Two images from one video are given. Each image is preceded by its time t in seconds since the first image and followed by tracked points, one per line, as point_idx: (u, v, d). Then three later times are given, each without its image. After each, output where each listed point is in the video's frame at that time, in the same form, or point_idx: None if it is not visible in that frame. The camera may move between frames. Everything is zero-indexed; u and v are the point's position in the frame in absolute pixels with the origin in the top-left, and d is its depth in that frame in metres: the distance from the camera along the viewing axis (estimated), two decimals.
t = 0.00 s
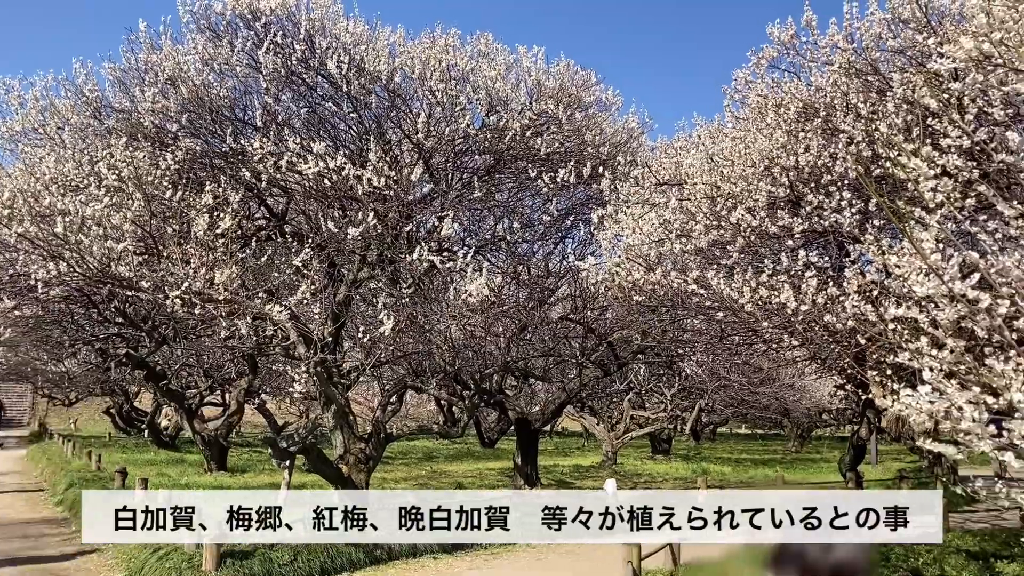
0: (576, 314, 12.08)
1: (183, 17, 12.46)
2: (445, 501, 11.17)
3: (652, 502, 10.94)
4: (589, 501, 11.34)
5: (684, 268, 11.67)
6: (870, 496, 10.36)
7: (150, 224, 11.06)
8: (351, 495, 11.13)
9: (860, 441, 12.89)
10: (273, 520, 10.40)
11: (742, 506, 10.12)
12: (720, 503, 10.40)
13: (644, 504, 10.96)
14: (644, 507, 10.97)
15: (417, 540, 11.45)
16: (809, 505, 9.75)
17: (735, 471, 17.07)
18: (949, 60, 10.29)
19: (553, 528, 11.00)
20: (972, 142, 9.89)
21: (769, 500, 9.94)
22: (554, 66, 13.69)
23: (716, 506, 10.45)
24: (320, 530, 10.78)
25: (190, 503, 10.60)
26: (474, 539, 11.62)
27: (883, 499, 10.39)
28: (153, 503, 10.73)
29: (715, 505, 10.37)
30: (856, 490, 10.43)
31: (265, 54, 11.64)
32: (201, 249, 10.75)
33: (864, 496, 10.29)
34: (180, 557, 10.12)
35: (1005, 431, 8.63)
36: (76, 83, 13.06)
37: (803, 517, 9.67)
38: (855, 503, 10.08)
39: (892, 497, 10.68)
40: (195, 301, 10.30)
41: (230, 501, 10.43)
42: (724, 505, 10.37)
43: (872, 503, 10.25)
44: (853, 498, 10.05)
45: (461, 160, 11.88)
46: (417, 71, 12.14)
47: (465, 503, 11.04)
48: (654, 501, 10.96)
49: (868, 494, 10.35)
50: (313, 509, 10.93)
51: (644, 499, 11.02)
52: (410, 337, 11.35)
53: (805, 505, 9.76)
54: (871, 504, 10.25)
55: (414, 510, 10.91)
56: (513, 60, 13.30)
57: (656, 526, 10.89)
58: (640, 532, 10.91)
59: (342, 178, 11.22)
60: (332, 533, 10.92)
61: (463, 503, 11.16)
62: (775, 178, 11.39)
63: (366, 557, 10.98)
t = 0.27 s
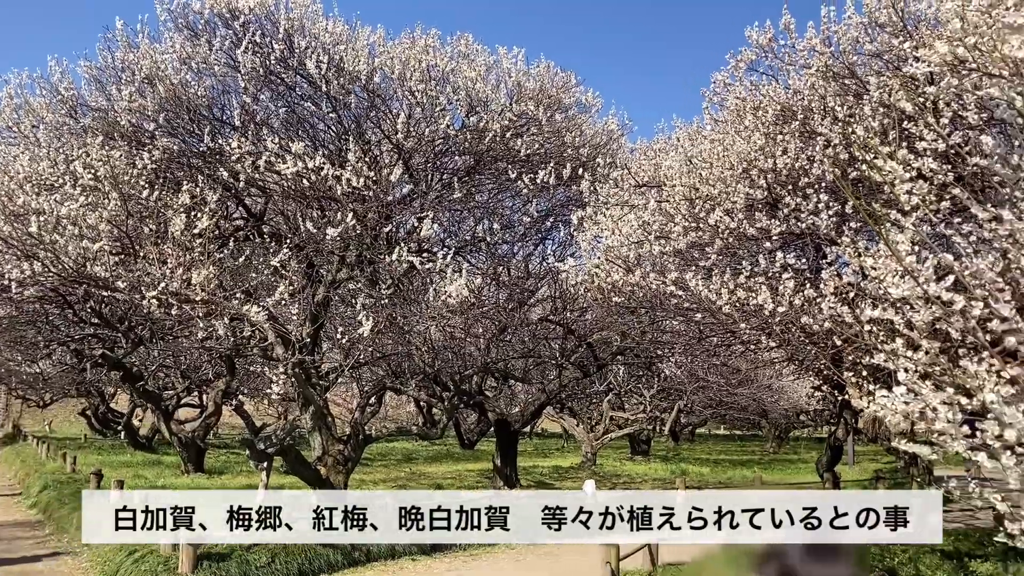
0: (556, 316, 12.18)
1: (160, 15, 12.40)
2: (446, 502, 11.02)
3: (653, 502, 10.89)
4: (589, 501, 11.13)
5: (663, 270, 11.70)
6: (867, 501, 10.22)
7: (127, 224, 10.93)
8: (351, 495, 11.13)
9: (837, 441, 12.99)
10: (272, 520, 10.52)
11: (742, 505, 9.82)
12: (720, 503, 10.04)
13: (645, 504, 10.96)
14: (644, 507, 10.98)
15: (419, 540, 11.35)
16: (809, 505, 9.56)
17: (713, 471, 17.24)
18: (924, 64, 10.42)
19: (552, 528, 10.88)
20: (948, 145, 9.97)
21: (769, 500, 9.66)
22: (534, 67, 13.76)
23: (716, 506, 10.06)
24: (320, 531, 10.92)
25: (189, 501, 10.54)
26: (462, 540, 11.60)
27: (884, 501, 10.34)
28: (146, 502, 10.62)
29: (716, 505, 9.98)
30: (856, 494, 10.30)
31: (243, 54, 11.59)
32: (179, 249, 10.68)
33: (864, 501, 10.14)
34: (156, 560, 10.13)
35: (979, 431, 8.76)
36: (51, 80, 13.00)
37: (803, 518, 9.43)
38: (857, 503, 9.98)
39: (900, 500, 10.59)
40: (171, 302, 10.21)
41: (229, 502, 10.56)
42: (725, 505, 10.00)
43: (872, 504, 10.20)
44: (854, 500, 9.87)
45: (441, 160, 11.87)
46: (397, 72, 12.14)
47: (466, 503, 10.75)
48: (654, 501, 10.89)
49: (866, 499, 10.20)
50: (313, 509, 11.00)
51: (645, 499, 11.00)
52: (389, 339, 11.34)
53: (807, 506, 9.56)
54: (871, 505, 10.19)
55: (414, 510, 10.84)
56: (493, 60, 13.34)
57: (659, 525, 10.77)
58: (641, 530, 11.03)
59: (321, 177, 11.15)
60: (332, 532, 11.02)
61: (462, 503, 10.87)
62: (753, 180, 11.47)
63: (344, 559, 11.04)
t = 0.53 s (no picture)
0: (535, 316, 12.26)
1: (136, 13, 12.34)
2: (446, 502, 10.98)
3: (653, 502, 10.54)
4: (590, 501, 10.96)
5: (642, 271, 11.76)
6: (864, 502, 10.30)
7: (102, 223, 10.82)
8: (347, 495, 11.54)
9: (813, 443, 13.13)
10: (272, 520, 10.62)
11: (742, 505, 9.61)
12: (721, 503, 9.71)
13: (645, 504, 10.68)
14: (644, 507, 10.70)
15: (418, 539, 11.61)
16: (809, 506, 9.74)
17: (691, 472, 17.43)
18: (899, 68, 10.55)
19: (551, 528, 10.82)
20: (922, 148, 10.07)
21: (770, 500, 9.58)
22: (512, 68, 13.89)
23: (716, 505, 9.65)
24: (319, 531, 11.26)
25: (189, 501, 10.30)
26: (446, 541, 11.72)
27: (885, 502, 10.27)
28: (145, 502, 10.31)
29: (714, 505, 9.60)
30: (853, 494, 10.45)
31: (221, 53, 11.55)
32: (155, 249, 10.60)
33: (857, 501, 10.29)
34: (130, 564, 10.10)
35: (952, 431, 8.90)
36: (25, 78, 12.96)
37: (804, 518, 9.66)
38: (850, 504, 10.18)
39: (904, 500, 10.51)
40: (146, 302, 10.10)
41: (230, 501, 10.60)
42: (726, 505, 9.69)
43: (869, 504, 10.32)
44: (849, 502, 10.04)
45: (420, 161, 11.96)
46: (376, 72, 12.15)
47: (466, 503, 10.72)
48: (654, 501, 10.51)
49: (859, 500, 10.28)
50: (313, 510, 11.31)
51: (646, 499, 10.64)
52: (368, 340, 11.35)
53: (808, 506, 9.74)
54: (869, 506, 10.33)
55: (414, 511, 10.97)
56: (472, 61, 13.43)
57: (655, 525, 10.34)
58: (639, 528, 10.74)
59: (298, 178, 11.21)
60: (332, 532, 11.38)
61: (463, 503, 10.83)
62: (730, 183, 11.56)
63: (321, 561, 11.26)
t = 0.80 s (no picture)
0: (513, 317, 12.36)
1: (110, 10, 12.24)
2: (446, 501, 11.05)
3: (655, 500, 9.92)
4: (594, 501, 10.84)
5: (618, 272, 11.84)
6: (865, 501, 10.14)
7: (74, 223, 10.72)
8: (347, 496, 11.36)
9: (788, 442, 13.24)
10: (272, 520, 10.70)
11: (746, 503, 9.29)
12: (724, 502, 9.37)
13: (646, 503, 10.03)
14: (644, 507, 9.98)
15: (417, 540, 11.61)
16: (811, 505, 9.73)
17: (667, 471, 17.67)
18: (873, 71, 10.63)
19: (551, 528, 10.78)
20: (895, 151, 10.18)
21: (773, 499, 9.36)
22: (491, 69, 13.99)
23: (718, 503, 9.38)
24: (320, 531, 11.22)
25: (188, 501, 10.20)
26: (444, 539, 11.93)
27: (888, 501, 10.15)
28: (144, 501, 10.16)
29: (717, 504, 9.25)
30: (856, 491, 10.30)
31: (196, 51, 11.46)
32: (129, 249, 10.53)
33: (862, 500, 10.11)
34: (102, 566, 10.07)
35: (923, 432, 9.02)
36: None
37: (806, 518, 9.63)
38: (851, 503, 10.18)
39: (910, 498, 10.21)
40: (120, 302, 9.99)
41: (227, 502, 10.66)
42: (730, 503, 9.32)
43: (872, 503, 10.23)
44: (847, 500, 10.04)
45: (398, 161, 11.92)
46: (353, 71, 12.16)
47: (467, 502, 10.80)
48: (655, 499, 9.89)
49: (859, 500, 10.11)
50: (313, 510, 11.23)
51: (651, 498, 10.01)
52: (345, 341, 11.37)
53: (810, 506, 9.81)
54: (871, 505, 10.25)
55: (414, 511, 11.04)
56: (451, 61, 13.49)
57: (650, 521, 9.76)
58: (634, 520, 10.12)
59: (275, 178, 11.28)
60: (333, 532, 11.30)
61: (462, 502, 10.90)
62: (707, 185, 11.67)
63: (297, 563, 11.36)
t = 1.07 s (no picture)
0: (490, 318, 12.48)
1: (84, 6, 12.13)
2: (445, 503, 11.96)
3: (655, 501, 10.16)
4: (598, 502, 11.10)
5: (595, 273, 11.91)
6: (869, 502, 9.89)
7: (46, 222, 10.62)
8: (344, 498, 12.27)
9: (763, 442, 13.32)
10: (272, 520, 11.43)
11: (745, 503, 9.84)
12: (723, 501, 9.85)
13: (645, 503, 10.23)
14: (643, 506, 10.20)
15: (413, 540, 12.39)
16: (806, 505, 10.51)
17: (645, 472, 17.83)
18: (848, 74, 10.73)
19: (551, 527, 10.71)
20: (869, 154, 10.27)
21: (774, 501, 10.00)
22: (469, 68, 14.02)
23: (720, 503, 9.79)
24: (320, 530, 12.10)
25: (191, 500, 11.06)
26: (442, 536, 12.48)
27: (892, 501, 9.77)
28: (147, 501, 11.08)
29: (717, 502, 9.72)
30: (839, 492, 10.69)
31: (171, 49, 11.38)
32: (102, 248, 10.44)
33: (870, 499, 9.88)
34: (73, 569, 9.98)
35: (896, 432, 9.10)
36: None
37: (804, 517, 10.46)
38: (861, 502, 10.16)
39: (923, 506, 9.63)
40: (92, 301, 9.94)
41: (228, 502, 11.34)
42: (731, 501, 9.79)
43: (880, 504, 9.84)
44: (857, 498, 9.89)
45: (375, 161, 11.96)
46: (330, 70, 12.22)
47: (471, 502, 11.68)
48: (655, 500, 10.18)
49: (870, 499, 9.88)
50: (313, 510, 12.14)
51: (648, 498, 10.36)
52: (321, 341, 11.35)
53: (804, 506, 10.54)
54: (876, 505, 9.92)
55: (414, 511, 11.70)
56: (428, 61, 13.53)
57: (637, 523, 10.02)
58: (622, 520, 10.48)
59: (250, 177, 11.27)
60: (333, 531, 12.16)
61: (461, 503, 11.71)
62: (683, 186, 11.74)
63: (272, 564, 11.30)
